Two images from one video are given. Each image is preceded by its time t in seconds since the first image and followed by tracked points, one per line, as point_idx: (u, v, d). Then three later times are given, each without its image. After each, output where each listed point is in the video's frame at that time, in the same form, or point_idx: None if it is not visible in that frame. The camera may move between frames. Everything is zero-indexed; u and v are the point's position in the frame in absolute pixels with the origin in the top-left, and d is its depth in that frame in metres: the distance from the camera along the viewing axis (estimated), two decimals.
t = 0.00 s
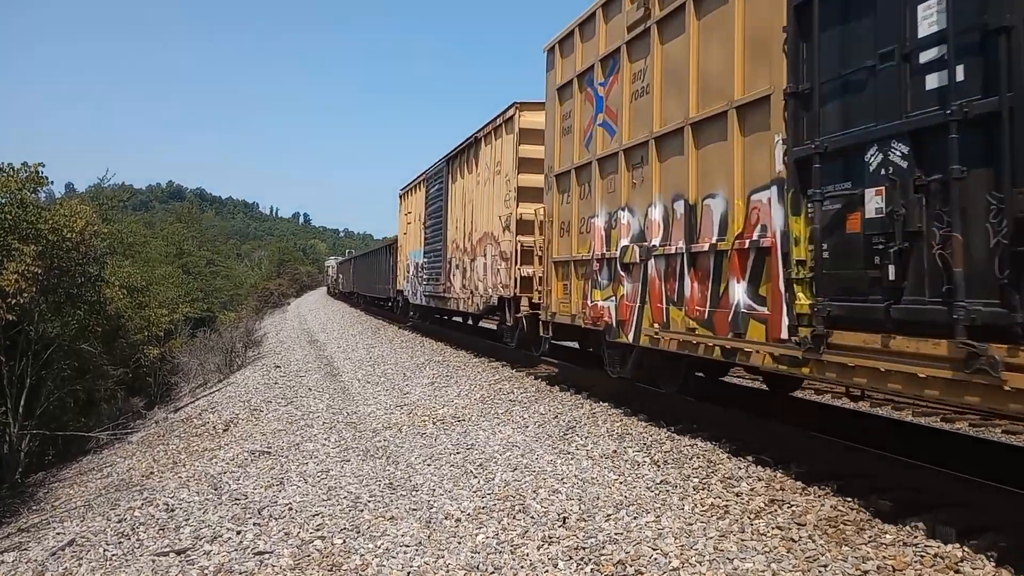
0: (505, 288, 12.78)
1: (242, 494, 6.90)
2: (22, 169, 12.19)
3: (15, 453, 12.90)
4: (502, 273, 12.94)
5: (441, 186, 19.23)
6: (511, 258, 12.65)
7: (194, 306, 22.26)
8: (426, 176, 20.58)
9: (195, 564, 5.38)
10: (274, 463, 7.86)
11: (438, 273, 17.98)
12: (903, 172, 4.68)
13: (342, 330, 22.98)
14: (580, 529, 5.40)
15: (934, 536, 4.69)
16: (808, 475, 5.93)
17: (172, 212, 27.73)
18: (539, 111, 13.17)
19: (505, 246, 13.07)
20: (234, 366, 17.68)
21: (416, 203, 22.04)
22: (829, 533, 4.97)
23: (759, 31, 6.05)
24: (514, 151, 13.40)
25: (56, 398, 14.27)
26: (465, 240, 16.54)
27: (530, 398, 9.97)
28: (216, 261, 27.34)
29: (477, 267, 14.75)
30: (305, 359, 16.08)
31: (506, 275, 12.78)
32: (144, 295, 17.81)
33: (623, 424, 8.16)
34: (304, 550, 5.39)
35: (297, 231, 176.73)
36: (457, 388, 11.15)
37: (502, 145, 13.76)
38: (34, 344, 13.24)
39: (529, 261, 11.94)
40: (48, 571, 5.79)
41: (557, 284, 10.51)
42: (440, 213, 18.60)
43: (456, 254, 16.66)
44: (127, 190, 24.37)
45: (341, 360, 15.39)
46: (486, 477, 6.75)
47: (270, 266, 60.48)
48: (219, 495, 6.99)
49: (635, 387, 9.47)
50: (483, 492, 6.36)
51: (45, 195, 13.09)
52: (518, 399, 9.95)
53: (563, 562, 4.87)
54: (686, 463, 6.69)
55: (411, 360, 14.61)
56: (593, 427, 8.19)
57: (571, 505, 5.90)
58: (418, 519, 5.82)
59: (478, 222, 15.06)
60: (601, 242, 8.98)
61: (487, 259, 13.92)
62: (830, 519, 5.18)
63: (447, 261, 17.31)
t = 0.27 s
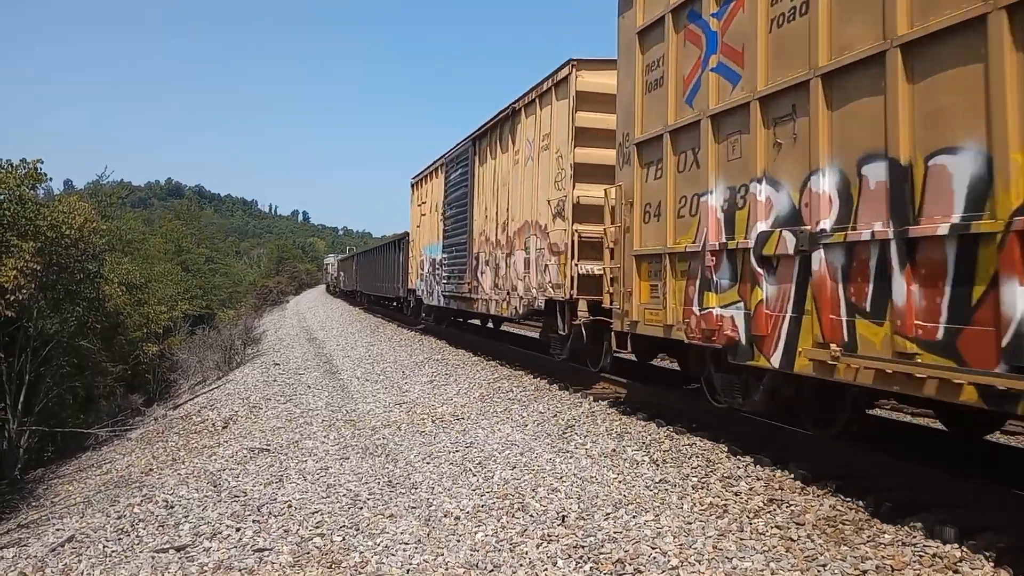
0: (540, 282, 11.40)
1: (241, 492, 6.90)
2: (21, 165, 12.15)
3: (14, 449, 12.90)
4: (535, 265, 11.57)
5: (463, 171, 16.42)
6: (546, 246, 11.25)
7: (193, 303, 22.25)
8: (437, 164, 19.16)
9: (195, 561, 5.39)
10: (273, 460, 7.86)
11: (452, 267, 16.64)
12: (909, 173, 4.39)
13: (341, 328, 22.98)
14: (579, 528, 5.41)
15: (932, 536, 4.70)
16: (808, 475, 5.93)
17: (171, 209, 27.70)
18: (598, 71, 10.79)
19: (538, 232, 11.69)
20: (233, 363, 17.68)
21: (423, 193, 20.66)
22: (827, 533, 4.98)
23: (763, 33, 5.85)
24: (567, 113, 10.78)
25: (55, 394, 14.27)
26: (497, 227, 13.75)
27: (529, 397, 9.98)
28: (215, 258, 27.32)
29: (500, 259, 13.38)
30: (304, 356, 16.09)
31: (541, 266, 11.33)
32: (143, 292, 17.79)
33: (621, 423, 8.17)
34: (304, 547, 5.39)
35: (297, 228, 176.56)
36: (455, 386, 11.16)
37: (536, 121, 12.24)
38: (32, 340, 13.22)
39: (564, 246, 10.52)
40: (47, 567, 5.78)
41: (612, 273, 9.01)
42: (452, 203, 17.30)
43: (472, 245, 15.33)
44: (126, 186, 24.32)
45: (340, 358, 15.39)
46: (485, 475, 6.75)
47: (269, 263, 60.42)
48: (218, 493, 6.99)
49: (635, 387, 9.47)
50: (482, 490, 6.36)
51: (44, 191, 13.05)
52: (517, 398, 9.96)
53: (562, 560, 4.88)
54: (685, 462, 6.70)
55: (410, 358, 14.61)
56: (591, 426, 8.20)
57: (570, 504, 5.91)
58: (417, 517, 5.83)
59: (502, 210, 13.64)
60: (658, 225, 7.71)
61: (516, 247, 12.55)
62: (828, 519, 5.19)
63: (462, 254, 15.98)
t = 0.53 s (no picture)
0: (585, 287, 9.86)
1: (252, 493, 6.93)
2: (33, 169, 12.24)
3: (28, 451, 13.01)
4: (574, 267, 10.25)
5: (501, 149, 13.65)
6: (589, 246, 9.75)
7: (204, 305, 22.38)
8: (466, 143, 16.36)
9: (206, 562, 5.41)
10: (284, 461, 7.89)
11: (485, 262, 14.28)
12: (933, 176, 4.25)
13: (352, 329, 23.05)
14: (590, 527, 5.39)
15: (946, 534, 4.65)
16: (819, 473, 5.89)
17: (182, 212, 27.87)
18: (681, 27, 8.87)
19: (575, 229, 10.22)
20: (244, 365, 17.77)
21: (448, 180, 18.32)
22: (839, 531, 4.94)
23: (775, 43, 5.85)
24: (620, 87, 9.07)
25: (69, 397, 14.39)
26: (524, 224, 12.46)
27: (539, 396, 9.96)
28: (226, 260, 27.47)
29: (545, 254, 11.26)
30: (315, 357, 16.13)
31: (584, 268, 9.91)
32: (154, 295, 17.91)
33: (631, 422, 8.14)
34: (315, 548, 5.41)
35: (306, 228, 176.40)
36: (466, 386, 11.17)
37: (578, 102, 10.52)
38: (46, 343, 13.34)
39: (619, 247, 8.95)
40: (61, 569, 5.83)
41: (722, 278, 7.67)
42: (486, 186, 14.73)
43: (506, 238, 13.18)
44: (137, 189, 24.48)
45: (350, 358, 15.44)
46: (495, 475, 6.75)
47: (280, 264, 60.64)
48: (230, 494, 7.02)
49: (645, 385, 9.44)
50: (492, 490, 6.36)
51: (56, 195, 13.15)
52: (527, 397, 9.95)
53: (573, 560, 4.87)
54: (696, 460, 6.67)
55: (420, 359, 14.62)
56: (602, 425, 8.18)
57: (581, 503, 5.90)
58: (427, 517, 5.83)
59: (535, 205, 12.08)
60: (751, 225, 6.38)
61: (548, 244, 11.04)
62: (840, 517, 5.15)
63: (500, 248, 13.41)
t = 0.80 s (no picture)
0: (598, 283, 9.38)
1: (251, 492, 6.93)
2: (30, 168, 12.20)
3: (25, 451, 12.99)
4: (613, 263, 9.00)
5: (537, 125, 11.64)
6: (639, 244, 8.28)
7: (202, 304, 22.37)
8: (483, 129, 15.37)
9: (205, 562, 5.41)
10: (283, 461, 7.88)
11: (524, 252, 11.96)
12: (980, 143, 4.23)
13: (349, 328, 23.05)
14: (589, 527, 5.40)
15: (944, 531, 4.66)
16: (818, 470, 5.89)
17: (179, 211, 27.83)
18: None
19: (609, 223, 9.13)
20: (242, 364, 17.75)
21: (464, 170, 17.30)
22: (838, 529, 4.95)
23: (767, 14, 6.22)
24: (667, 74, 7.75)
25: (66, 396, 14.37)
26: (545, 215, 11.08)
27: (537, 395, 9.96)
28: (223, 259, 27.44)
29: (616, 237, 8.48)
30: (313, 356, 16.13)
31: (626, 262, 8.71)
32: (151, 294, 17.88)
33: (630, 420, 8.14)
34: (314, 548, 5.40)
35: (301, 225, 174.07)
36: (464, 385, 11.16)
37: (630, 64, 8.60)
38: (43, 343, 13.32)
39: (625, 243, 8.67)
40: (59, 569, 5.83)
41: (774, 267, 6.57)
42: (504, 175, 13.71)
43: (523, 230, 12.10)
44: (134, 188, 24.45)
45: (348, 357, 15.43)
46: (494, 474, 6.75)
47: (277, 263, 60.56)
48: (229, 494, 7.02)
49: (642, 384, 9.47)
50: (491, 489, 6.36)
51: (53, 194, 13.12)
52: (526, 396, 9.94)
53: (572, 559, 4.87)
54: (695, 459, 6.67)
55: (419, 357, 14.62)
56: (600, 424, 8.18)
57: (580, 502, 5.90)
58: (427, 517, 5.83)
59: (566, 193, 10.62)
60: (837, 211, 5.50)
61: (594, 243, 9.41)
62: (839, 515, 5.15)
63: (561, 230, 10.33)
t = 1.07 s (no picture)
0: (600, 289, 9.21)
1: (264, 491, 6.96)
2: (46, 169, 12.32)
3: (42, 450, 13.11)
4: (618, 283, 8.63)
5: (624, 80, 8.56)
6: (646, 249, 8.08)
7: (217, 305, 22.51)
8: (535, 103, 12.45)
9: (219, 560, 5.44)
10: (296, 460, 7.91)
11: (607, 248, 8.88)
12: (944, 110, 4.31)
13: (363, 328, 23.13)
14: (601, 527, 5.37)
15: (960, 534, 4.61)
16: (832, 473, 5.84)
17: (194, 212, 28.03)
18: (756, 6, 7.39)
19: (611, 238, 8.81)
20: (256, 364, 17.84)
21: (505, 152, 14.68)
22: (853, 532, 4.90)
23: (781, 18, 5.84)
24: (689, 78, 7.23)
25: (82, 396, 14.50)
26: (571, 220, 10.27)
27: (550, 396, 9.94)
28: (238, 259, 27.60)
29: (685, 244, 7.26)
30: (326, 357, 16.18)
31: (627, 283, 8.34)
32: (166, 294, 18.01)
33: (643, 421, 8.11)
34: (327, 547, 5.42)
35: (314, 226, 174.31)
36: (476, 385, 11.16)
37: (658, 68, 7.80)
38: (59, 342, 13.45)
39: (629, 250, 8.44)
40: (74, 567, 5.87)
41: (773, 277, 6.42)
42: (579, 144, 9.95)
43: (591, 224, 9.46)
44: (150, 189, 24.64)
45: (361, 358, 15.47)
46: (507, 474, 6.74)
47: (291, 263, 60.87)
48: (242, 492, 7.05)
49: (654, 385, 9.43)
50: (503, 489, 6.35)
51: (69, 195, 13.24)
52: (538, 397, 9.93)
53: (584, 559, 4.85)
54: (708, 460, 6.63)
55: (431, 358, 14.63)
56: (613, 425, 8.14)
57: (592, 503, 5.88)
58: (439, 517, 5.83)
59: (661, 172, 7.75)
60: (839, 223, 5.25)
61: (668, 243, 7.55)
62: (854, 518, 5.10)
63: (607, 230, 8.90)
